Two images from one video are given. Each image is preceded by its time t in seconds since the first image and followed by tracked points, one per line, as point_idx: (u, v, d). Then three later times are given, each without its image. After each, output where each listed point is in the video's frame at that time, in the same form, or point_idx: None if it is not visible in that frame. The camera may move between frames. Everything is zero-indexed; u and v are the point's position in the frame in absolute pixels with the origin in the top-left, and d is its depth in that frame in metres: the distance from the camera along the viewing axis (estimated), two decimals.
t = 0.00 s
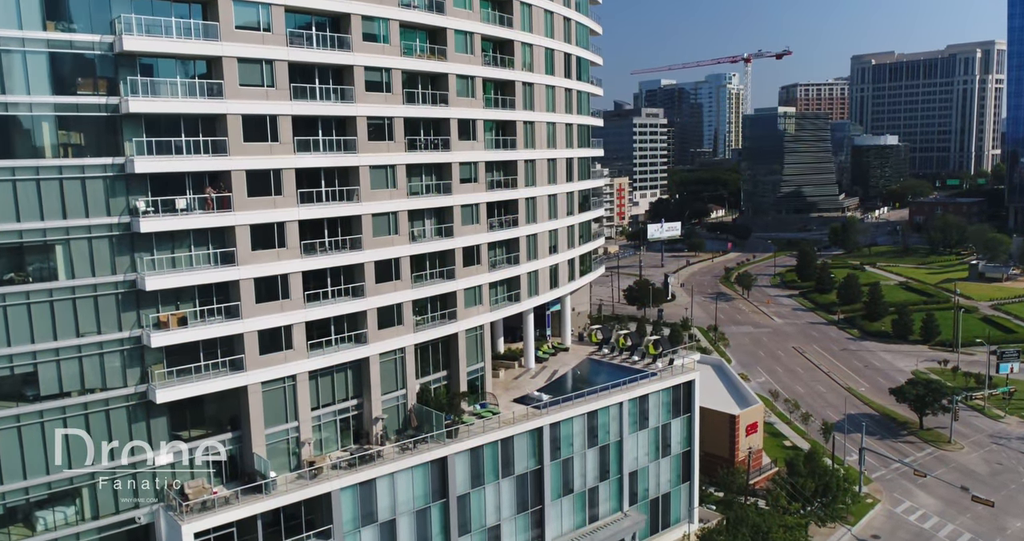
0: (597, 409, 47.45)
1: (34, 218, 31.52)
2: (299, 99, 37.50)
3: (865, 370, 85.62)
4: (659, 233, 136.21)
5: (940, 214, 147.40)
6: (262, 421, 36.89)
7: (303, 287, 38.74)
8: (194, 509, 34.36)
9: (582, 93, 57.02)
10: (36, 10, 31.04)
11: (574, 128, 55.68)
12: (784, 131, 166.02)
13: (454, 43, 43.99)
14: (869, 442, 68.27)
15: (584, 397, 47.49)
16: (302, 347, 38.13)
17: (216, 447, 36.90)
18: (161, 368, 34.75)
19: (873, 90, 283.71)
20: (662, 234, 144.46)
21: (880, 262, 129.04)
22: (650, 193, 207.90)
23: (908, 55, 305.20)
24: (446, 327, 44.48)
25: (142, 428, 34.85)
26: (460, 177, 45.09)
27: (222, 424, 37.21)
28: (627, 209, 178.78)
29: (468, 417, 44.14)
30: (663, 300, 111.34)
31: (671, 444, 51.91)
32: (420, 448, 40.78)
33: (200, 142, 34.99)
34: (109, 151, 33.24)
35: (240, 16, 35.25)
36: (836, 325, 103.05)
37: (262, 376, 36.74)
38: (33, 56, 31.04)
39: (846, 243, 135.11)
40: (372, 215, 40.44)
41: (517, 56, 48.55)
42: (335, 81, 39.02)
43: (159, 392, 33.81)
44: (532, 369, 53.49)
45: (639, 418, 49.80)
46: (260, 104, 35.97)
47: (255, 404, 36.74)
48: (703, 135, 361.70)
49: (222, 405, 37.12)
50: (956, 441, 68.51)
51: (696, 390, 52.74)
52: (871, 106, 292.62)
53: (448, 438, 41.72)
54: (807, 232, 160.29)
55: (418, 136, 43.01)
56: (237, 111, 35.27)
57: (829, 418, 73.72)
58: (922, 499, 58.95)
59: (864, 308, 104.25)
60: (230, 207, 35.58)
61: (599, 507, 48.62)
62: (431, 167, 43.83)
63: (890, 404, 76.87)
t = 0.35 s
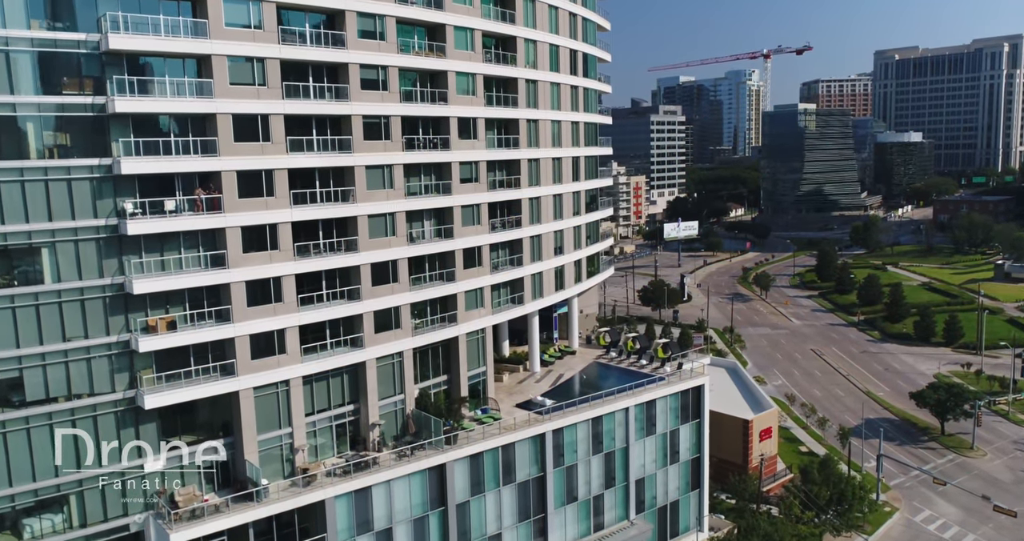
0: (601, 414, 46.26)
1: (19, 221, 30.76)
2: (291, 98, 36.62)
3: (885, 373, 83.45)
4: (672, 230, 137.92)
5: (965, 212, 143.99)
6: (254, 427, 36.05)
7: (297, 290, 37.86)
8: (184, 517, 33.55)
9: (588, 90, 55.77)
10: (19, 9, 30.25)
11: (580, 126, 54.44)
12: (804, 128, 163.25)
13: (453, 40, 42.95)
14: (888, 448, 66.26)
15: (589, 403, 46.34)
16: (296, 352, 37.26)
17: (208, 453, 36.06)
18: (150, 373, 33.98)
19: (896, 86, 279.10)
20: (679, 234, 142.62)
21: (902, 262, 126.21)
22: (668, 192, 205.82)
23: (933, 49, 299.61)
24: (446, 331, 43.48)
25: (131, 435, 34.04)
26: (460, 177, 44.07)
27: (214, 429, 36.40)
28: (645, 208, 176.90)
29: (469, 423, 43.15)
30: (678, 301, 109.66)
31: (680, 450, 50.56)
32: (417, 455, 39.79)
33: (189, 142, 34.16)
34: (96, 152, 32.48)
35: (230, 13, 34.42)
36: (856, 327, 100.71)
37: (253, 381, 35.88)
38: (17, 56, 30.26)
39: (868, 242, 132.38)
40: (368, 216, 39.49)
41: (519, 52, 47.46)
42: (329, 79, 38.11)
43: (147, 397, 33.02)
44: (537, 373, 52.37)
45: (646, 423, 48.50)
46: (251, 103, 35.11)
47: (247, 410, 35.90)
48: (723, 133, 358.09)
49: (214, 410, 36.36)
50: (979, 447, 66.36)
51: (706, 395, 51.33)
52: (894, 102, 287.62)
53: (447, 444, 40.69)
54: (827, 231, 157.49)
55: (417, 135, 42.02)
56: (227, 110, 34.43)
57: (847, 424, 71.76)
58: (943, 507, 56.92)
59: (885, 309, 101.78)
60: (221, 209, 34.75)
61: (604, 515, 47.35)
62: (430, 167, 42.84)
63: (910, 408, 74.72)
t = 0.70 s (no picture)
0: (604, 420, 45.06)
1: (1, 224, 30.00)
2: (281, 97, 35.83)
3: (905, 376, 81.26)
4: (690, 229, 135.80)
5: (991, 210, 140.50)
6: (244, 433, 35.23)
7: (289, 294, 37.03)
8: (171, 526, 32.57)
9: (594, 88, 54.56)
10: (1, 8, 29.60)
11: (586, 125, 53.27)
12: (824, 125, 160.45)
13: (451, 36, 42.01)
14: (906, 454, 64.35)
15: (592, 408, 45.19)
16: (288, 357, 36.40)
17: (196, 460, 35.27)
18: (137, 378, 33.23)
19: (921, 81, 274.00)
20: (696, 234, 140.85)
21: (925, 261, 123.32)
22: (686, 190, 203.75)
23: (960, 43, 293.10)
24: (444, 334, 42.52)
25: (120, 440, 33.41)
26: (459, 177, 43.08)
27: (204, 434, 35.63)
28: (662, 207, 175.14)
29: (468, 429, 42.25)
30: (693, 302, 108.08)
31: (687, 457, 49.21)
32: (412, 462, 38.84)
33: (176, 143, 33.39)
34: (80, 153, 31.67)
35: (218, 10, 33.66)
36: (876, 329, 98.42)
37: (243, 386, 35.04)
38: None
39: (890, 241, 129.61)
40: (362, 217, 38.60)
41: (521, 49, 46.47)
42: (322, 78, 37.32)
43: (133, 403, 32.25)
44: (541, 377, 51.32)
45: (651, 430, 47.21)
46: (240, 102, 34.33)
47: (237, 415, 35.06)
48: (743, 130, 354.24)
49: (204, 416, 35.60)
50: (1002, 453, 64.18)
51: (714, 400, 50.00)
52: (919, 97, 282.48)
53: (444, 451, 39.73)
54: (849, 230, 154.62)
55: (413, 134, 41.21)
56: (215, 110, 33.65)
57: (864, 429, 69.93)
58: (963, 516, 54.88)
59: (906, 311, 99.36)
60: (209, 210, 33.97)
61: (608, 523, 46.17)
62: (428, 167, 41.92)
63: (931, 413, 72.63)
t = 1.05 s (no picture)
0: (606, 426, 43.92)
1: None
2: (268, 96, 35.05)
3: (925, 380, 79.08)
4: (707, 230, 134.18)
5: (1017, 208, 136.90)
6: (232, 439, 34.42)
7: (278, 297, 36.23)
8: (154, 534, 31.87)
9: (598, 85, 53.29)
10: None
11: (590, 123, 52.05)
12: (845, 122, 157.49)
13: (447, 33, 41.03)
14: (923, 460, 62.41)
15: (593, 414, 44.07)
16: (276, 361, 35.59)
17: (192, 463, 34.51)
18: (121, 383, 32.53)
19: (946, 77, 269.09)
20: (713, 233, 138.92)
21: (948, 261, 120.33)
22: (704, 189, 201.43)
23: (987, 36, 286.74)
24: (440, 338, 41.56)
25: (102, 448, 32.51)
26: (455, 177, 42.10)
27: (191, 441, 34.71)
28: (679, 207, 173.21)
29: (464, 435, 41.35)
30: (708, 303, 106.40)
31: (693, 463, 47.94)
32: (405, 469, 37.93)
33: (161, 143, 32.73)
34: (61, 154, 31.00)
35: (202, 8, 32.87)
36: (896, 330, 96.06)
37: (230, 392, 34.25)
38: None
39: (912, 240, 126.75)
40: (354, 218, 37.72)
41: (520, 45, 45.39)
42: (311, 76, 36.51)
43: (116, 409, 31.53)
44: (543, 382, 50.26)
45: (655, 435, 46.02)
46: (226, 101, 33.53)
47: (223, 421, 34.26)
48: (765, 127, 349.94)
49: (193, 421, 34.84)
50: None
51: (720, 405, 48.67)
52: (944, 93, 276.96)
53: (438, 458, 38.76)
54: (870, 228, 151.66)
55: (407, 133, 40.35)
56: (200, 109, 32.88)
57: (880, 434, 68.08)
58: (982, 525, 52.85)
59: (927, 312, 96.90)
60: (194, 212, 33.26)
61: (609, 532, 45.00)
62: (423, 166, 41.02)
63: (950, 418, 70.48)
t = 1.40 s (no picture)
0: (604, 431, 42.81)
1: None
2: (253, 95, 34.28)
3: (943, 383, 76.97)
4: (722, 229, 132.38)
5: None
6: (216, 446, 33.64)
7: (264, 300, 35.41)
8: None
9: (600, 82, 52.10)
10: None
11: (591, 121, 50.88)
12: (865, 119, 154.58)
13: (439, 29, 40.07)
14: (940, 466, 60.45)
15: (592, 420, 42.95)
16: (262, 366, 34.79)
17: (192, 462, 33.64)
18: (102, 388, 31.79)
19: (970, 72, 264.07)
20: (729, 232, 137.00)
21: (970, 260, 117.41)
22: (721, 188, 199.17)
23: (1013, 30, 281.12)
24: (433, 342, 40.62)
25: (82, 455, 31.70)
26: (449, 177, 41.16)
27: (176, 447, 33.79)
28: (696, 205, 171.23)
29: (457, 441, 40.47)
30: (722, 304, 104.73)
31: (696, 470, 46.67)
32: (395, 476, 36.98)
33: (141, 143, 31.99)
34: (39, 154, 30.20)
35: (183, 5, 32.15)
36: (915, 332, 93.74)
37: (214, 397, 33.47)
38: None
39: (933, 239, 123.94)
40: (342, 219, 36.87)
41: (517, 42, 44.33)
42: (298, 75, 35.72)
43: (97, 415, 30.79)
44: (543, 385, 49.19)
45: (657, 442, 44.83)
46: (208, 100, 32.76)
47: (208, 427, 33.44)
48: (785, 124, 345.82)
49: (178, 427, 34.10)
50: None
51: (725, 410, 47.30)
52: (969, 88, 271.54)
53: (429, 464, 37.79)
54: (891, 227, 148.70)
55: (399, 132, 39.47)
56: (181, 109, 32.13)
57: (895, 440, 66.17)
58: (1000, 534, 50.91)
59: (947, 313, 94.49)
60: (176, 214, 32.52)
61: None
62: (415, 166, 40.15)
63: (969, 423, 68.41)
